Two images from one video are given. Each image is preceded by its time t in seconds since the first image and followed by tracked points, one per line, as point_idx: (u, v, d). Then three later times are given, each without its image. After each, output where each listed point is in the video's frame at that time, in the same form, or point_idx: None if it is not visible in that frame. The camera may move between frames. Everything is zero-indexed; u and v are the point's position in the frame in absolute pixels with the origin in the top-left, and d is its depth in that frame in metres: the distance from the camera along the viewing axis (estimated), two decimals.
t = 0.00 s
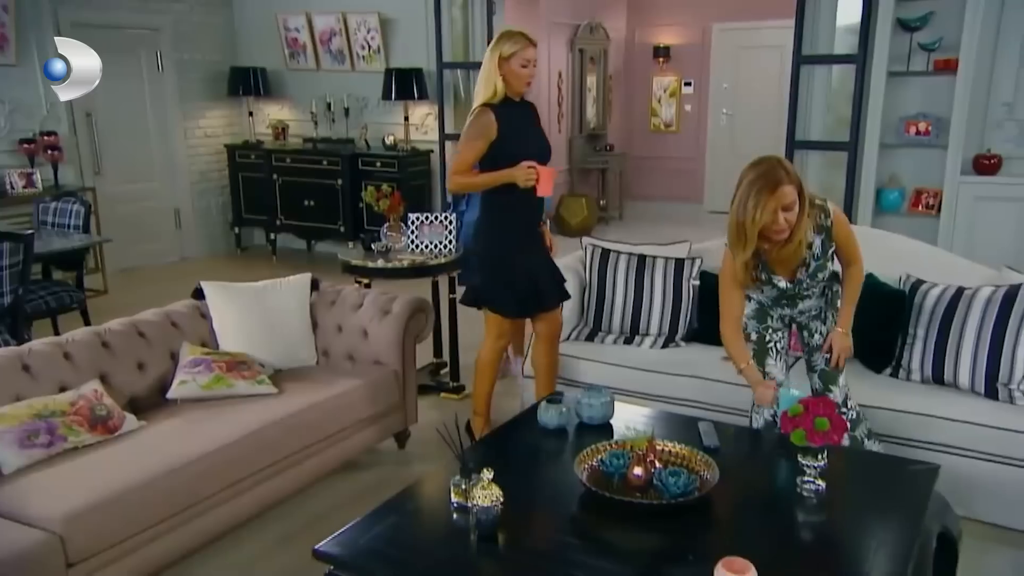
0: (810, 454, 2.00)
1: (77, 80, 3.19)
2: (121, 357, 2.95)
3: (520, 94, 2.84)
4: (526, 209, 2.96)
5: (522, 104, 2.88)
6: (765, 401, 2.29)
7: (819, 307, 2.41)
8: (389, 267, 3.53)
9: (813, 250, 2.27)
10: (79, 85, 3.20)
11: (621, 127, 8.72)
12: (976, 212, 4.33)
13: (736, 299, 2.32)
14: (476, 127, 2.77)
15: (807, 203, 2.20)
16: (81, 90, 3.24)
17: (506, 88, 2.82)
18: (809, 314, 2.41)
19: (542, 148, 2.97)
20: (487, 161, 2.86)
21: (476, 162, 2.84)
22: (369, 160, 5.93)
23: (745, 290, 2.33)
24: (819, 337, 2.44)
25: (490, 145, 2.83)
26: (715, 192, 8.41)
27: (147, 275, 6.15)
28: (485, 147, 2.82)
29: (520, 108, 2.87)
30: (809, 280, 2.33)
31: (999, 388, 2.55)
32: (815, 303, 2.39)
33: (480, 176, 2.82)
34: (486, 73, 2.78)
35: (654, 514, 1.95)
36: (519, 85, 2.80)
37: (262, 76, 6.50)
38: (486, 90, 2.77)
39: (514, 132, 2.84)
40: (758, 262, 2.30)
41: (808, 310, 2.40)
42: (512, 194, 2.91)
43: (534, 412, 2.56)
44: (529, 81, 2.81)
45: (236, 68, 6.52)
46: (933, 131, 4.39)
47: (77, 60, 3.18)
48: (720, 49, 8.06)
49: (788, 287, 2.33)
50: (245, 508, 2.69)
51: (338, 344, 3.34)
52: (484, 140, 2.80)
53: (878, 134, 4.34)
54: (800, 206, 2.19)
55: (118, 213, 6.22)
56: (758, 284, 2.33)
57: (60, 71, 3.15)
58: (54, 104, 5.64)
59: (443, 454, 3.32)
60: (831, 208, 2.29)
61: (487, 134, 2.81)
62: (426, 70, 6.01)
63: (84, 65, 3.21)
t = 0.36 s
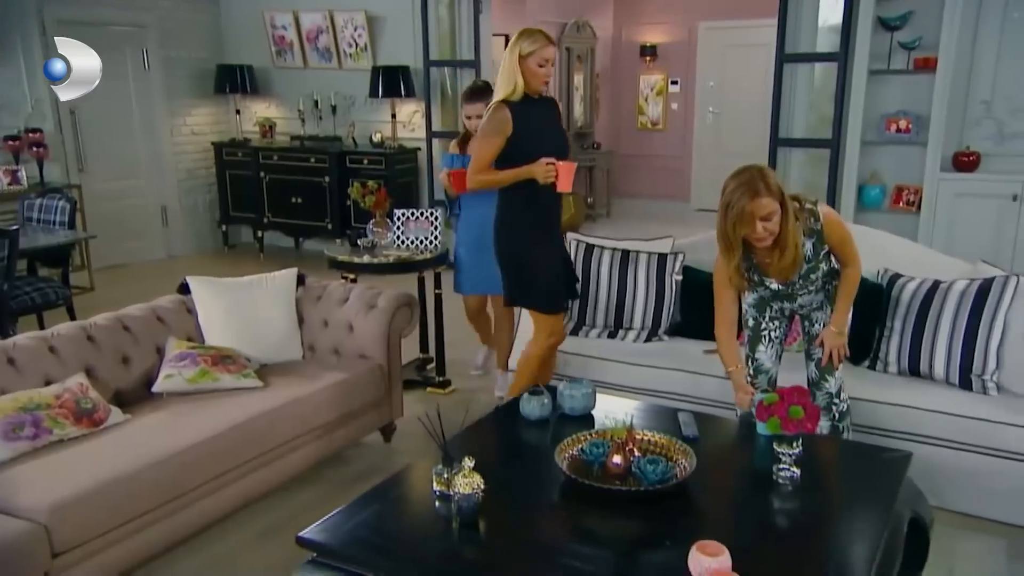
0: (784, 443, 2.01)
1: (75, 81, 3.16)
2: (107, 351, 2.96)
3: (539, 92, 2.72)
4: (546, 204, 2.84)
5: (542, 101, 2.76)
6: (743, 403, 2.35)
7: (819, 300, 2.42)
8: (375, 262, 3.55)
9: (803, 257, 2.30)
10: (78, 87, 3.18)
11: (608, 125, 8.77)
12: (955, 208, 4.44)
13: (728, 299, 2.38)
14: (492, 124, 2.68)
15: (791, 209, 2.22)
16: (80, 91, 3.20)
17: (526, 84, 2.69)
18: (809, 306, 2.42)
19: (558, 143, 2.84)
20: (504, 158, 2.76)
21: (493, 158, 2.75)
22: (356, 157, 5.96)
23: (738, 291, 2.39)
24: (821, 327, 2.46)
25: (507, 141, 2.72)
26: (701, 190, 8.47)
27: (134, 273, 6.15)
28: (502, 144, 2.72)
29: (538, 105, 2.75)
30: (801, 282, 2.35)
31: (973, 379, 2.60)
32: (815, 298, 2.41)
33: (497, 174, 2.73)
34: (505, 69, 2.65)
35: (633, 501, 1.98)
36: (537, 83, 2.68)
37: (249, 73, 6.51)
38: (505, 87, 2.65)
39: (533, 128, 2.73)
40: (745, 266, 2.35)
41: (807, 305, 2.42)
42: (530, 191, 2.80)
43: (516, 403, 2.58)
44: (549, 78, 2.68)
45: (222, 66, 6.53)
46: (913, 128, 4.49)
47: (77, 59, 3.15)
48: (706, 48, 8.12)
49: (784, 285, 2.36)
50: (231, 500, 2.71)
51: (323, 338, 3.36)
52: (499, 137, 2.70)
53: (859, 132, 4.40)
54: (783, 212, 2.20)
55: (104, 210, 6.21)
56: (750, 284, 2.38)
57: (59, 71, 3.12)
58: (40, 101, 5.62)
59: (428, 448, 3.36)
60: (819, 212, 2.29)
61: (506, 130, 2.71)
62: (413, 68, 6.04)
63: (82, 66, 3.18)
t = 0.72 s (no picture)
0: (762, 433, 2.05)
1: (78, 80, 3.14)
2: (93, 347, 2.97)
3: (554, 90, 2.72)
4: (560, 203, 2.80)
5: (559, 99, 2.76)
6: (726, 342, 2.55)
7: (799, 283, 2.49)
8: (361, 259, 3.57)
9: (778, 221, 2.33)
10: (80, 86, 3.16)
11: (595, 124, 8.82)
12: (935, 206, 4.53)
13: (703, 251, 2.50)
14: (507, 120, 2.67)
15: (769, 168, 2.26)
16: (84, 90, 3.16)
17: (543, 83, 2.70)
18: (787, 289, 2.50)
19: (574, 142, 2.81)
20: (519, 155, 2.74)
21: (507, 154, 2.74)
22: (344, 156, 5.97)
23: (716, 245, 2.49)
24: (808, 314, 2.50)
25: (523, 138, 2.71)
26: (688, 188, 8.52)
27: (121, 271, 6.15)
28: (517, 140, 2.70)
29: (555, 103, 2.74)
30: (774, 253, 2.41)
31: (949, 371, 2.64)
32: (794, 280, 2.48)
33: (509, 170, 2.71)
34: (522, 66, 2.67)
35: (614, 489, 2.01)
36: (551, 81, 2.68)
37: (236, 71, 6.52)
38: (522, 84, 2.65)
39: (549, 126, 2.72)
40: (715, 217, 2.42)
41: (785, 286, 2.49)
42: (544, 189, 2.77)
43: (500, 396, 2.61)
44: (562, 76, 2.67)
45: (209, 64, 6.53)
46: (894, 126, 4.57)
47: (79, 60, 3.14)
48: (693, 47, 8.18)
49: (760, 255, 2.44)
50: (217, 494, 2.72)
51: (310, 334, 3.38)
52: (516, 134, 2.69)
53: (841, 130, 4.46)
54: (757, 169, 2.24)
55: (91, 209, 6.20)
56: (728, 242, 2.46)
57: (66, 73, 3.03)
58: (25, 100, 5.60)
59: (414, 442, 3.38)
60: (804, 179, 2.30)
61: (522, 127, 2.69)
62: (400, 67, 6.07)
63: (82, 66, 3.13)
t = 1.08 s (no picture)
0: (745, 425, 2.09)
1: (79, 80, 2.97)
2: (81, 345, 2.97)
3: (563, 88, 2.75)
4: (573, 202, 2.84)
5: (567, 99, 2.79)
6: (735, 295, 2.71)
7: (800, 276, 2.53)
8: (350, 257, 3.59)
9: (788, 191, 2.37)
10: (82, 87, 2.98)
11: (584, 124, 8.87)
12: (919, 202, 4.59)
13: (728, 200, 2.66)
14: (517, 118, 2.69)
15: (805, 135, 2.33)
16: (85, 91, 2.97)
17: (552, 81, 2.74)
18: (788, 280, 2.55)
19: (584, 141, 2.83)
20: (531, 154, 2.76)
21: (518, 154, 2.76)
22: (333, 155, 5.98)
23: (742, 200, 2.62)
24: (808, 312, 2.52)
25: (533, 137, 2.73)
26: (676, 187, 8.58)
27: (110, 271, 6.14)
28: (528, 140, 2.72)
29: (565, 102, 2.77)
30: (777, 235, 2.49)
31: (930, 365, 2.68)
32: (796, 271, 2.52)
33: (520, 169, 2.74)
34: (531, 66, 2.73)
35: (598, 483, 2.04)
36: (559, 79, 2.72)
37: (225, 71, 6.52)
38: (530, 83, 2.70)
39: (561, 127, 2.74)
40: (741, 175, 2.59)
41: (786, 275, 2.54)
42: (554, 189, 2.79)
43: (486, 392, 2.63)
44: (569, 74, 2.71)
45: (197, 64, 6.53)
46: (879, 125, 4.64)
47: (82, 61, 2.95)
48: (680, 48, 8.23)
49: (766, 234, 2.52)
50: (205, 491, 2.73)
51: (299, 332, 3.39)
52: (529, 133, 2.71)
53: (826, 129, 4.51)
54: (783, 129, 2.33)
55: (79, 209, 6.19)
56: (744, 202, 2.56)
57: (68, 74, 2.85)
58: (12, 99, 5.59)
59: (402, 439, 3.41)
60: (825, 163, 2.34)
61: (533, 125, 2.71)
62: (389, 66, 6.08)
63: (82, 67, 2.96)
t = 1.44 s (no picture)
0: (731, 422, 2.13)
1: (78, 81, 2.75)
2: (72, 345, 2.98)
3: (572, 91, 2.78)
4: (568, 203, 2.85)
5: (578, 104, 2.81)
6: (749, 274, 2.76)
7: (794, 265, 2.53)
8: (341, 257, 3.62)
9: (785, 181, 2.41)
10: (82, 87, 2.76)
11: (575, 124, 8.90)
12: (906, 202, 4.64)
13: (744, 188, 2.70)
14: (516, 115, 2.76)
15: (804, 133, 2.35)
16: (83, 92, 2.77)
17: (560, 84, 2.78)
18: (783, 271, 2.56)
19: (590, 146, 2.83)
20: (529, 153, 2.82)
21: (519, 151, 2.82)
22: (324, 155, 5.98)
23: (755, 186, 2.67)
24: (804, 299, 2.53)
25: (530, 135, 2.79)
26: (668, 187, 8.61)
27: (101, 271, 6.14)
28: (526, 137, 2.78)
29: (574, 107, 2.79)
30: (771, 220, 2.53)
31: (914, 363, 2.71)
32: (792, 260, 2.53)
33: (519, 167, 2.79)
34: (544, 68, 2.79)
35: (585, 479, 2.06)
36: (567, 82, 2.75)
37: (216, 71, 6.52)
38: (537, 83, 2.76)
39: (562, 128, 2.76)
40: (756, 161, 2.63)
41: (782, 265, 2.56)
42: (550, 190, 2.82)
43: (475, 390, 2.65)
44: (576, 77, 2.73)
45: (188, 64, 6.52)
46: (866, 125, 4.70)
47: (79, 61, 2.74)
48: (671, 48, 8.26)
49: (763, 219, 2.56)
50: (196, 489, 2.75)
51: (290, 332, 3.41)
52: (526, 131, 2.77)
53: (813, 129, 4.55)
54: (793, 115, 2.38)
55: (69, 209, 6.18)
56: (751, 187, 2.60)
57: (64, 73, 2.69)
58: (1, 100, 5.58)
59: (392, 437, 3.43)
60: (822, 154, 2.35)
61: (530, 123, 2.77)
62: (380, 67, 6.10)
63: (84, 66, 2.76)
